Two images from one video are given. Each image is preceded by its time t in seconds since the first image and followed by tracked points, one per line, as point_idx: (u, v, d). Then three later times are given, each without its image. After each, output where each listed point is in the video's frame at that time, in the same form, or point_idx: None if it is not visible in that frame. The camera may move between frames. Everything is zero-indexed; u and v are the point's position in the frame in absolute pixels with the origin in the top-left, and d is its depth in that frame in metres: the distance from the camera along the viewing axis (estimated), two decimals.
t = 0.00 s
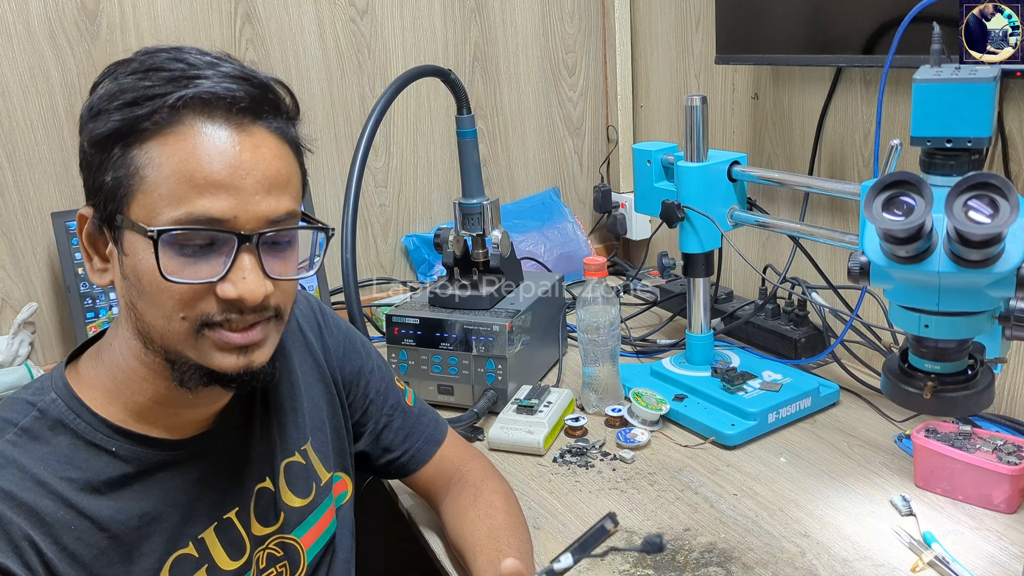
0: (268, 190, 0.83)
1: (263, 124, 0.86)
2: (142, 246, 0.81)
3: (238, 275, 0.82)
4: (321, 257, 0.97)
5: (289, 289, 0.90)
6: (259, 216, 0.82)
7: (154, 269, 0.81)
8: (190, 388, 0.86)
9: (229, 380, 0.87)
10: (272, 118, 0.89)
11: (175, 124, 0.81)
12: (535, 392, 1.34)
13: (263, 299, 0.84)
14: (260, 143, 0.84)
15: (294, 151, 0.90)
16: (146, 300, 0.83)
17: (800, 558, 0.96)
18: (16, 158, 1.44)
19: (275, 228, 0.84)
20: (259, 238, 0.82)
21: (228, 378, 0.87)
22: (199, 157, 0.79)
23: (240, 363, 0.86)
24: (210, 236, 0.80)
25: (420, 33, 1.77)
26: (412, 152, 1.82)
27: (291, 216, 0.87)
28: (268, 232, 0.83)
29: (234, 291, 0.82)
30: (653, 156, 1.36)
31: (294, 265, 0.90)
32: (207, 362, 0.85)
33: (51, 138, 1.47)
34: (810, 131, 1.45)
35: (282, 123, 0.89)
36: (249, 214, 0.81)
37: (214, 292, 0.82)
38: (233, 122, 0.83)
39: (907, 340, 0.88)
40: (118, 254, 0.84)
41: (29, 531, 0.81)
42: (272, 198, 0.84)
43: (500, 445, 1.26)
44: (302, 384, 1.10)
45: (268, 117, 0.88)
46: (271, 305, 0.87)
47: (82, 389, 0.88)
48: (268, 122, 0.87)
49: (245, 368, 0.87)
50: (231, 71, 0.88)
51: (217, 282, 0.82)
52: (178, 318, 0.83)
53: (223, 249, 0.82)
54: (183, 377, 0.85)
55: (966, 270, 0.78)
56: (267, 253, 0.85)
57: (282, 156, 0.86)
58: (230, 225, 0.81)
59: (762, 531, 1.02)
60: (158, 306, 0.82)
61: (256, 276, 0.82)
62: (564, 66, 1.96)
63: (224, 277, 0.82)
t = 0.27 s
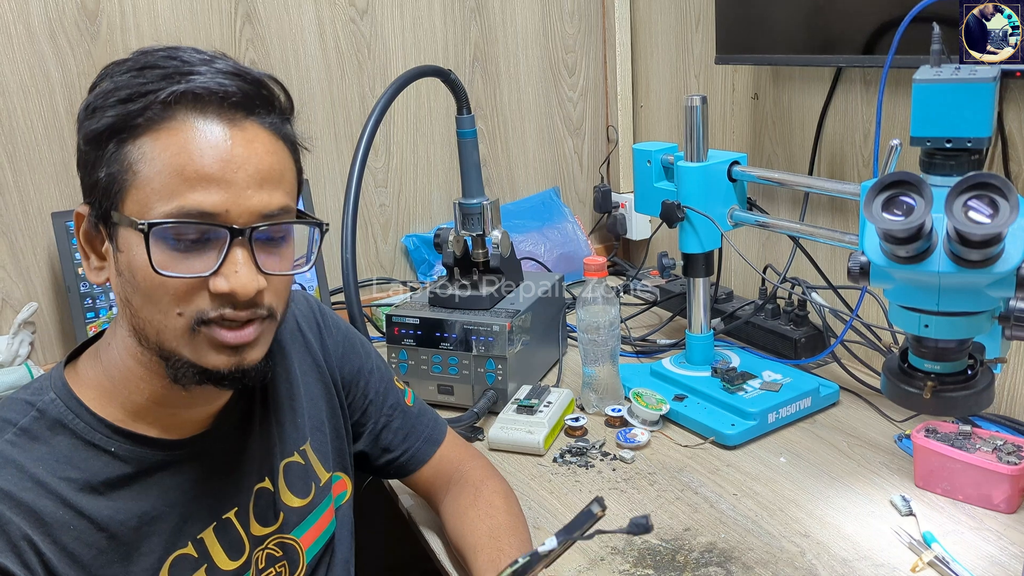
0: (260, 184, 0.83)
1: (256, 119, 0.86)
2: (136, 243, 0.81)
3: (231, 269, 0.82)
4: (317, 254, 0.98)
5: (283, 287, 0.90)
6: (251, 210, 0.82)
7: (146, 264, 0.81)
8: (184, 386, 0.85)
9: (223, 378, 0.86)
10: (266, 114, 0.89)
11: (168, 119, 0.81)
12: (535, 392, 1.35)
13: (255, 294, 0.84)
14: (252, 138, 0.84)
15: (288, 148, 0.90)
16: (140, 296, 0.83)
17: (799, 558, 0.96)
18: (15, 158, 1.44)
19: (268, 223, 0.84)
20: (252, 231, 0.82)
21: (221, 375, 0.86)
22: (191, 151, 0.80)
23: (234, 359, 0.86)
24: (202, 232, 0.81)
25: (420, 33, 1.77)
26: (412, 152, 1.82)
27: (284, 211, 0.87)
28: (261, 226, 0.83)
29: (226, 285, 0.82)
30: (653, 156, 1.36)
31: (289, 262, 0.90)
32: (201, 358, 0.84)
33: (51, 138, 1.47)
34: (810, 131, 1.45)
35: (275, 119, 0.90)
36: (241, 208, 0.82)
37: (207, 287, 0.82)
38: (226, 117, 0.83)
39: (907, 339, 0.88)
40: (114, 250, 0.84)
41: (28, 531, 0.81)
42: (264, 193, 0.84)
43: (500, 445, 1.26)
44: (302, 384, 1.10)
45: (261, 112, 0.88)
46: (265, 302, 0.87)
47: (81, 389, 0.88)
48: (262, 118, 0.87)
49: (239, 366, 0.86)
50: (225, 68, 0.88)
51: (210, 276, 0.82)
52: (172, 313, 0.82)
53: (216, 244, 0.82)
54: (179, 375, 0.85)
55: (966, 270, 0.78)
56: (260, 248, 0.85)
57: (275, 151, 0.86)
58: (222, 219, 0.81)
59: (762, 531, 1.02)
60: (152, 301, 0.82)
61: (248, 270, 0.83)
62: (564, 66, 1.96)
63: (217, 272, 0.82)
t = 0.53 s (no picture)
0: (253, 180, 0.83)
1: (252, 116, 0.86)
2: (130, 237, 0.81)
3: (221, 263, 0.82)
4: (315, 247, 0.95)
5: (278, 282, 0.90)
6: (243, 206, 0.82)
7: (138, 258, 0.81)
8: (180, 382, 0.85)
9: (214, 374, 0.86)
10: (264, 112, 0.89)
11: (163, 115, 0.81)
12: (535, 392, 1.35)
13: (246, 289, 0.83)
14: (247, 135, 0.83)
15: (285, 146, 0.90)
16: (133, 290, 0.83)
17: (800, 559, 0.96)
18: (16, 158, 1.44)
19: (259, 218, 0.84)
20: (242, 226, 0.82)
21: (211, 369, 0.85)
22: (191, 150, 0.80)
23: (225, 355, 0.85)
24: (194, 226, 0.81)
25: (420, 33, 1.77)
26: (412, 152, 1.82)
27: (278, 208, 0.86)
28: (252, 221, 0.83)
29: (216, 279, 0.82)
30: (653, 156, 1.36)
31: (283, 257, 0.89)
32: (191, 353, 0.84)
33: (52, 138, 1.47)
34: (810, 131, 1.45)
35: (273, 117, 0.89)
36: (231, 203, 0.81)
37: (197, 281, 0.82)
38: (221, 113, 0.83)
39: (907, 340, 0.88)
40: (111, 246, 0.84)
41: (30, 532, 0.81)
42: (257, 188, 0.83)
43: (500, 446, 1.26)
44: (302, 385, 1.10)
45: (259, 110, 0.88)
46: (257, 298, 0.86)
47: (83, 390, 0.88)
48: (258, 115, 0.87)
49: (230, 362, 0.86)
50: (223, 65, 0.88)
51: (199, 271, 0.81)
52: (163, 307, 0.82)
53: (207, 239, 0.82)
54: (172, 370, 0.84)
55: (966, 270, 0.78)
56: (252, 243, 0.84)
57: (270, 148, 0.85)
58: (213, 214, 0.81)
59: (763, 532, 1.02)
60: (144, 295, 0.82)
61: (238, 265, 0.82)
62: (564, 66, 1.96)
63: (207, 266, 0.81)
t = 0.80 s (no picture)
0: (225, 156, 0.84)
1: (230, 101, 0.88)
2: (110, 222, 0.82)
3: (191, 238, 0.82)
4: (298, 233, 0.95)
5: (261, 262, 0.88)
6: (214, 179, 0.83)
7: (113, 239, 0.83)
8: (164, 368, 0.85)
9: (191, 356, 0.84)
10: (246, 100, 0.91)
11: (145, 101, 0.85)
12: (535, 392, 1.35)
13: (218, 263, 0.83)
14: (223, 115, 0.86)
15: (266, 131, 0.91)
16: (113, 274, 0.84)
17: (800, 559, 0.96)
18: (15, 157, 1.44)
19: (231, 192, 0.84)
20: (212, 201, 0.83)
21: (188, 352, 0.84)
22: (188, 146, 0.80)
23: (200, 335, 0.84)
24: (167, 202, 0.82)
25: (420, 33, 1.77)
26: (411, 152, 1.82)
27: (256, 186, 0.87)
28: (222, 196, 0.83)
29: (185, 254, 0.81)
30: (653, 156, 1.36)
31: (263, 237, 0.89)
32: (167, 334, 0.83)
33: (51, 138, 1.47)
34: (809, 131, 1.45)
35: (254, 104, 0.91)
36: (202, 177, 0.83)
37: (169, 258, 0.82)
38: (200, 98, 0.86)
39: (907, 340, 0.88)
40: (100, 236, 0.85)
41: (29, 530, 0.81)
42: (229, 164, 0.84)
43: (500, 445, 1.26)
44: (301, 384, 1.10)
45: (241, 97, 0.90)
46: (233, 275, 0.85)
47: (83, 388, 0.88)
48: (239, 101, 0.89)
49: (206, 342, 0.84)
50: (209, 57, 0.92)
51: (171, 247, 0.82)
52: (139, 288, 0.82)
53: (178, 215, 0.82)
54: (155, 355, 0.84)
55: (966, 270, 0.78)
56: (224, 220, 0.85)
57: (247, 129, 0.87)
58: (182, 188, 0.82)
59: (762, 531, 1.02)
60: (122, 277, 0.83)
61: (210, 241, 0.82)
62: (564, 66, 1.96)
63: (179, 241, 0.82)
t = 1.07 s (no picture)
0: (229, 158, 0.84)
1: (234, 103, 0.88)
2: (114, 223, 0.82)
3: (196, 240, 0.82)
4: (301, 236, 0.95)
5: (264, 264, 0.88)
6: (218, 182, 0.83)
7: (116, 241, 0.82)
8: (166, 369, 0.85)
9: (194, 358, 0.84)
10: (248, 101, 0.91)
11: (149, 103, 0.85)
12: (535, 393, 1.35)
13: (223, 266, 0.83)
14: (226, 117, 0.86)
15: (269, 132, 0.91)
16: (115, 275, 0.84)
17: (800, 559, 0.96)
18: (16, 158, 1.44)
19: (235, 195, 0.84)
20: (216, 204, 0.83)
21: (191, 353, 0.84)
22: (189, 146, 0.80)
23: (204, 337, 0.84)
24: (170, 204, 0.82)
25: (421, 34, 1.77)
26: (412, 153, 1.82)
27: (258, 188, 0.87)
28: (225, 199, 0.84)
29: (190, 256, 0.82)
30: (654, 157, 1.36)
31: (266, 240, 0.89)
32: (171, 336, 0.83)
33: (52, 138, 1.47)
34: (809, 132, 1.45)
35: (257, 105, 0.91)
36: (207, 180, 0.83)
37: (173, 260, 0.82)
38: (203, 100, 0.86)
39: (907, 341, 0.88)
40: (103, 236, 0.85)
41: (30, 529, 0.81)
42: (233, 167, 0.84)
43: (500, 446, 1.26)
44: (301, 384, 1.10)
45: (243, 99, 0.90)
46: (236, 278, 0.85)
47: (83, 388, 0.88)
48: (241, 103, 0.89)
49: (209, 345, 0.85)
50: (212, 58, 0.92)
51: (175, 249, 0.82)
52: (142, 289, 0.82)
53: (182, 217, 0.82)
54: (158, 356, 0.84)
55: (965, 270, 0.78)
56: (228, 223, 0.85)
57: (250, 131, 0.87)
58: (186, 191, 0.82)
59: (763, 532, 1.02)
60: (125, 278, 0.83)
61: (214, 243, 0.83)
62: (564, 67, 1.96)
63: (183, 243, 0.82)
